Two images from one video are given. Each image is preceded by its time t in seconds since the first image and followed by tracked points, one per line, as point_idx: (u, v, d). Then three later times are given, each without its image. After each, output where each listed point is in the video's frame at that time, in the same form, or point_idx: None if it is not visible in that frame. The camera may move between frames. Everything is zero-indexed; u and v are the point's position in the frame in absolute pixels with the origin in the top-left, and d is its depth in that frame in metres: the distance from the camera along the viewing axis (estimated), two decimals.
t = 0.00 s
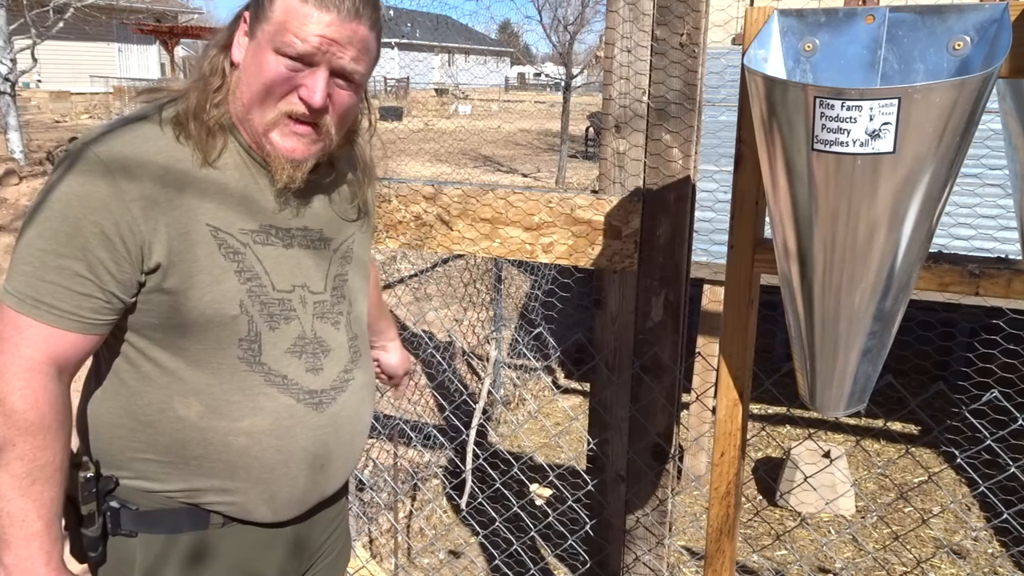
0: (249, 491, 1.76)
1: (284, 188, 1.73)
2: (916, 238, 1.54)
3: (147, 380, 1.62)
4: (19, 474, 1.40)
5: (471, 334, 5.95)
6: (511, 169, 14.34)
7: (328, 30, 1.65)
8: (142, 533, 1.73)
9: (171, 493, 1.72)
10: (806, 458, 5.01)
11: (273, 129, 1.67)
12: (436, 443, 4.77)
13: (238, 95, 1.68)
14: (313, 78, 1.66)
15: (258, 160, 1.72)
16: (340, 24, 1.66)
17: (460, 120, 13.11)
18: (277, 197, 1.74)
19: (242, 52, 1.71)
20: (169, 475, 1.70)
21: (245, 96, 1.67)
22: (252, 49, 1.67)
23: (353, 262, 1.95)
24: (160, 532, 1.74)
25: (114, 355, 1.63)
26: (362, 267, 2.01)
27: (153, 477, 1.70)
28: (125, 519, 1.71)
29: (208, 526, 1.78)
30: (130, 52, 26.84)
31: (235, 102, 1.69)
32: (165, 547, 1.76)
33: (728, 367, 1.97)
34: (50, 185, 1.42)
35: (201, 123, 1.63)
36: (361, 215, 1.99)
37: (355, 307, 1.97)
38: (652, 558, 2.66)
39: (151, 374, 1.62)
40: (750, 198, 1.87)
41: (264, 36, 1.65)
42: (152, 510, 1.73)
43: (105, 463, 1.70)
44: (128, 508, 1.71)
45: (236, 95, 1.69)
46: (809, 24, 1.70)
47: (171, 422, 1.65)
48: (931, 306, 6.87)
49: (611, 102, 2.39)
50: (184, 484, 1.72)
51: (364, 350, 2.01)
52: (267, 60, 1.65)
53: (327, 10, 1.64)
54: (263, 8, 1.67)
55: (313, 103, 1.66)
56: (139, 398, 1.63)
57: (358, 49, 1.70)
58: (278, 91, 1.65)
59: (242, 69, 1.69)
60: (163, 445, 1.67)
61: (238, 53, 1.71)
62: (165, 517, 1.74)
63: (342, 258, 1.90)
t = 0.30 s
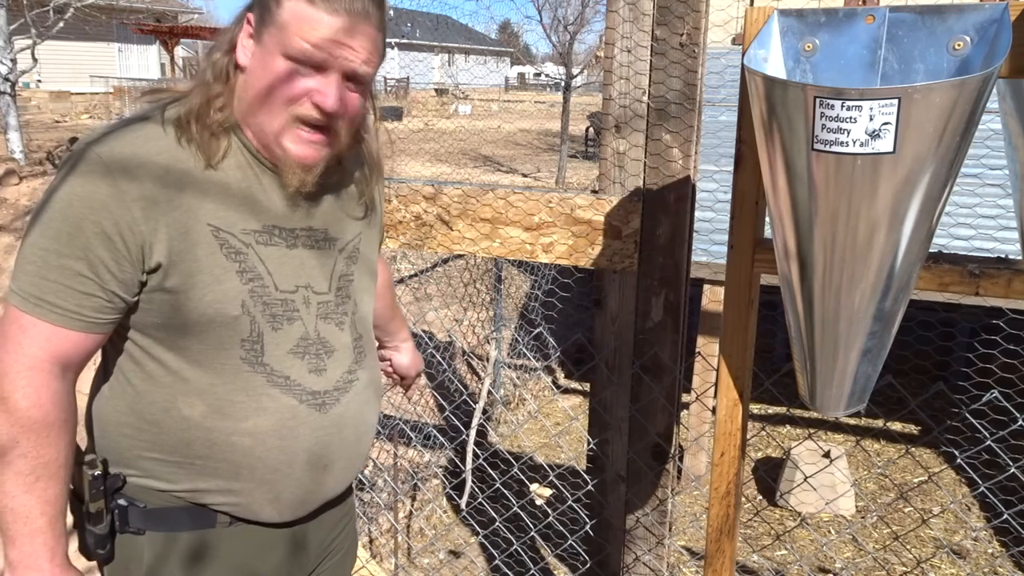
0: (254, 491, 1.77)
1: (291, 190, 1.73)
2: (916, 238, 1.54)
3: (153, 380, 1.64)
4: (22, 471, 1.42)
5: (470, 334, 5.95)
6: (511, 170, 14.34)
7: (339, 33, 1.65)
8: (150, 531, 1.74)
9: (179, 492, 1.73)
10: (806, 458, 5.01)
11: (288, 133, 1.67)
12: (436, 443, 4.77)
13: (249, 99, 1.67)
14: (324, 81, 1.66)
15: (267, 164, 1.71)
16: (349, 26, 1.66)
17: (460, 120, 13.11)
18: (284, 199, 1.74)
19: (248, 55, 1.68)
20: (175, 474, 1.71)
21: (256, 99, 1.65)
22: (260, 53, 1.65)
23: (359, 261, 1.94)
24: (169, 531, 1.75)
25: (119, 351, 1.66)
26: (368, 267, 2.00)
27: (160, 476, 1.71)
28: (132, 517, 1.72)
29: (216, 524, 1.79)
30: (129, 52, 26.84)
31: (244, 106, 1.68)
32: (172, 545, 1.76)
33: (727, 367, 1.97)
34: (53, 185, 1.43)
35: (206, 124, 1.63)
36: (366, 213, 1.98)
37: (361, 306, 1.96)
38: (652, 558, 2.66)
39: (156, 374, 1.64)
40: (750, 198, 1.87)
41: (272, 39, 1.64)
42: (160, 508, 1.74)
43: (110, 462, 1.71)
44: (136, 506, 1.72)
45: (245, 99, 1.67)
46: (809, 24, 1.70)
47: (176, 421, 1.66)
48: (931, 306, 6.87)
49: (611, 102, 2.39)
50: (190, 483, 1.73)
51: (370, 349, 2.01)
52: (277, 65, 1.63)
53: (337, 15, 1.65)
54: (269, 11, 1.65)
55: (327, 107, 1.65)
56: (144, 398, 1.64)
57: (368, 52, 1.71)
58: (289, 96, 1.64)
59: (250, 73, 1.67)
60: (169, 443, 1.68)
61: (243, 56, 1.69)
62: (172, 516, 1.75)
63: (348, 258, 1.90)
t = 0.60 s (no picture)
0: (263, 489, 1.78)
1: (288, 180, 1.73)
2: (916, 238, 1.54)
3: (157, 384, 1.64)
4: (31, 490, 1.42)
5: (470, 334, 5.95)
6: (511, 170, 14.33)
7: (391, 72, 1.65)
8: (155, 534, 1.74)
9: (186, 493, 1.73)
10: (806, 458, 5.01)
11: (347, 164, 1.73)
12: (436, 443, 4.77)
13: (303, 149, 1.66)
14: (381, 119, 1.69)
15: (289, 178, 1.74)
16: (394, 61, 1.66)
17: (460, 120, 13.12)
18: (281, 198, 1.73)
19: (292, 106, 1.61)
20: (179, 477, 1.71)
21: (317, 148, 1.65)
22: (316, 106, 1.60)
23: (354, 257, 1.94)
24: (175, 531, 1.75)
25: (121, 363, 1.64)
26: (363, 263, 2.00)
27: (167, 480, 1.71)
28: (138, 521, 1.72)
29: (222, 523, 1.79)
30: (129, 52, 26.85)
31: (301, 153, 1.67)
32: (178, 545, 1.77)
33: (727, 368, 1.97)
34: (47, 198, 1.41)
35: (230, 150, 1.60)
36: (359, 210, 1.98)
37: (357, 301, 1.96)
38: (652, 558, 2.66)
39: (159, 379, 1.63)
40: (750, 198, 1.87)
41: (332, 96, 1.59)
42: (166, 510, 1.74)
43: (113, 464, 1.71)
44: (141, 508, 1.72)
45: (304, 148, 1.65)
46: (809, 24, 1.70)
47: (180, 426, 1.66)
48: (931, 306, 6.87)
49: (611, 102, 2.39)
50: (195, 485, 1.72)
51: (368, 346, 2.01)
52: (345, 118, 1.63)
53: (386, 52, 1.63)
54: (319, 64, 1.57)
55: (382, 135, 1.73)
56: (147, 403, 1.64)
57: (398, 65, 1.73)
58: (356, 138, 1.68)
59: (306, 125, 1.63)
60: (173, 447, 1.68)
61: (288, 107, 1.61)
62: (176, 517, 1.75)
63: (344, 254, 1.89)
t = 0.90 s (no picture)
0: (260, 491, 1.78)
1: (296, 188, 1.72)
2: (916, 238, 1.54)
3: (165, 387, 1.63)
4: (49, 502, 1.42)
5: (470, 333, 5.95)
6: (511, 169, 14.32)
7: (398, 89, 1.63)
8: (158, 528, 1.74)
9: (190, 492, 1.73)
10: (806, 458, 5.00)
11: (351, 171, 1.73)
12: (436, 442, 4.77)
13: (312, 164, 1.66)
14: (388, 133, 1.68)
15: (294, 186, 1.73)
16: (400, 77, 1.63)
17: (461, 120, 13.12)
18: (288, 206, 1.72)
19: (300, 127, 1.60)
20: (181, 477, 1.71)
21: (326, 163, 1.66)
22: (323, 126, 1.59)
23: (357, 262, 1.94)
24: (179, 526, 1.75)
25: (132, 374, 1.62)
26: (364, 265, 1.99)
27: (176, 479, 1.71)
28: (141, 515, 1.73)
29: (223, 518, 1.79)
30: (130, 52, 26.86)
31: (309, 168, 1.67)
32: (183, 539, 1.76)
33: (727, 368, 1.98)
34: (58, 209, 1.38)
35: (241, 169, 1.58)
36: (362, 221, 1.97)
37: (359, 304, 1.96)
38: (652, 558, 2.66)
39: (168, 383, 1.61)
40: (750, 198, 1.87)
41: (340, 118, 1.58)
42: (166, 505, 1.73)
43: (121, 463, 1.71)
44: (143, 504, 1.73)
45: (312, 165, 1.66)
46: (809, 24, 1.70)
47: (182, 430, 1.65)
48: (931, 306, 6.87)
49: (611, 102, 2.39)
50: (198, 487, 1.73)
51: (368, 349, 2.01)
52: (352, 136, 1.62)
53: (393, 70, 1.61)
54: (326, 88, 1.55)
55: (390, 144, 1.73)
56: (150, 408, 1.63)
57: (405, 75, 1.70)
58: (363, 152, 1.68)
59: (315, 144, 1.62)
60: (174, 448, 1.67)
61: (296, 128, 1.60)
62: (178, 513, 1.74)
63: (346, 260, 1.89)
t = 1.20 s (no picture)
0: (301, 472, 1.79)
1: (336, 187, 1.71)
2: (916, 238, 1.54)
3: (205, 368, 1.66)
4: (96, 468, 1.42)
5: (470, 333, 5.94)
6: (511, 169, 14.31)
7: (435, 91, 1.64)
8: (193, 501, 1.78)
9: (226, 468, 1.75)
10: (806, 458, 5.00)
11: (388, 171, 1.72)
12: (436, 442, 4.77)
13: (352, 162, 1.66)
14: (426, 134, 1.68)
15: (335, 183, 1.71)
16: (438, 80, 1.64)
17: (460, 120, 13.11)
18: (328, 203, 1.71)
19: (342, 127, 1.61)
20: (224, 453, 1.73)
21: (366, 161, 1.66)
22: (364, 125, 1.59)
23: (402, 253, 1.89)
24: (215, 501, 1.78)
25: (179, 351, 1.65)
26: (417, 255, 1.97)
27: (219, 455, 1.73)
28: (179, 488, 1.77)
29: (256, 496, 1.81)
30: (129, 52, 26.84)
31: (351, 167, 1.67)
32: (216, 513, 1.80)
33: (727, 368, 1.98)
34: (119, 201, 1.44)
35: (286, 167, 1.60)
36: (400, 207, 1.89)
37: (402, 297, 1.91)
38: (652, 558, 2.66)
39: (215, 361, 1.64)
40: (750, 198, 1.88)
41: (380, 118, 1.58)
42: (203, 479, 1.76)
43: (162, 433, 1.75)
44: (183, 476, 1.76)
45: (353, 164, 1.66)
46: (809, 24, 1.69)
47: (227, 408, 1.67)
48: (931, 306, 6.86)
49: (611, 102, 2.39)
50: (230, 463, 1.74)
51: (409, 339, 1.97)
52: (391, 136, 1.62)
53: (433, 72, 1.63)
54: (367, 88, 1.56)
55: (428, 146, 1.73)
56: (200, 385, 1.66)
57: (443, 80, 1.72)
58: (402, 152, 1.67)
59: (355, 143, 1.63)
60: (219, 425, 1.69)
61: (338, 127, 1.61)
62: (212, 488, 1.77)
63: (389, 252, 1.84)
